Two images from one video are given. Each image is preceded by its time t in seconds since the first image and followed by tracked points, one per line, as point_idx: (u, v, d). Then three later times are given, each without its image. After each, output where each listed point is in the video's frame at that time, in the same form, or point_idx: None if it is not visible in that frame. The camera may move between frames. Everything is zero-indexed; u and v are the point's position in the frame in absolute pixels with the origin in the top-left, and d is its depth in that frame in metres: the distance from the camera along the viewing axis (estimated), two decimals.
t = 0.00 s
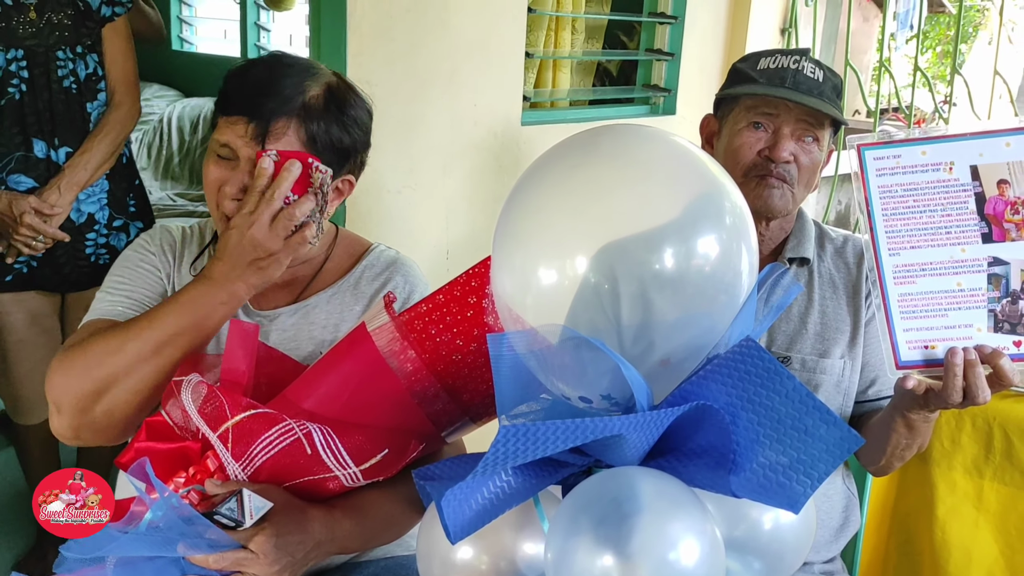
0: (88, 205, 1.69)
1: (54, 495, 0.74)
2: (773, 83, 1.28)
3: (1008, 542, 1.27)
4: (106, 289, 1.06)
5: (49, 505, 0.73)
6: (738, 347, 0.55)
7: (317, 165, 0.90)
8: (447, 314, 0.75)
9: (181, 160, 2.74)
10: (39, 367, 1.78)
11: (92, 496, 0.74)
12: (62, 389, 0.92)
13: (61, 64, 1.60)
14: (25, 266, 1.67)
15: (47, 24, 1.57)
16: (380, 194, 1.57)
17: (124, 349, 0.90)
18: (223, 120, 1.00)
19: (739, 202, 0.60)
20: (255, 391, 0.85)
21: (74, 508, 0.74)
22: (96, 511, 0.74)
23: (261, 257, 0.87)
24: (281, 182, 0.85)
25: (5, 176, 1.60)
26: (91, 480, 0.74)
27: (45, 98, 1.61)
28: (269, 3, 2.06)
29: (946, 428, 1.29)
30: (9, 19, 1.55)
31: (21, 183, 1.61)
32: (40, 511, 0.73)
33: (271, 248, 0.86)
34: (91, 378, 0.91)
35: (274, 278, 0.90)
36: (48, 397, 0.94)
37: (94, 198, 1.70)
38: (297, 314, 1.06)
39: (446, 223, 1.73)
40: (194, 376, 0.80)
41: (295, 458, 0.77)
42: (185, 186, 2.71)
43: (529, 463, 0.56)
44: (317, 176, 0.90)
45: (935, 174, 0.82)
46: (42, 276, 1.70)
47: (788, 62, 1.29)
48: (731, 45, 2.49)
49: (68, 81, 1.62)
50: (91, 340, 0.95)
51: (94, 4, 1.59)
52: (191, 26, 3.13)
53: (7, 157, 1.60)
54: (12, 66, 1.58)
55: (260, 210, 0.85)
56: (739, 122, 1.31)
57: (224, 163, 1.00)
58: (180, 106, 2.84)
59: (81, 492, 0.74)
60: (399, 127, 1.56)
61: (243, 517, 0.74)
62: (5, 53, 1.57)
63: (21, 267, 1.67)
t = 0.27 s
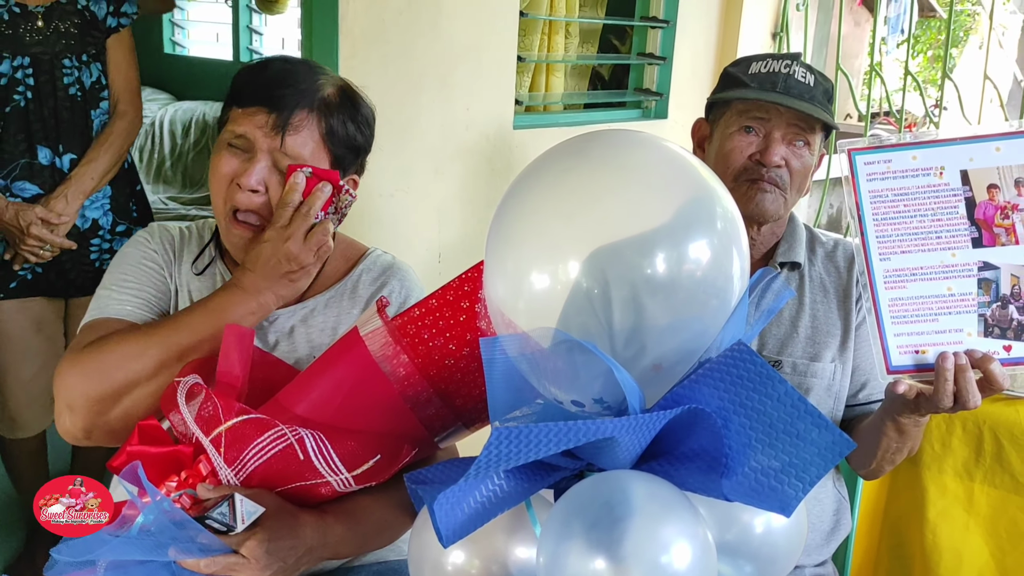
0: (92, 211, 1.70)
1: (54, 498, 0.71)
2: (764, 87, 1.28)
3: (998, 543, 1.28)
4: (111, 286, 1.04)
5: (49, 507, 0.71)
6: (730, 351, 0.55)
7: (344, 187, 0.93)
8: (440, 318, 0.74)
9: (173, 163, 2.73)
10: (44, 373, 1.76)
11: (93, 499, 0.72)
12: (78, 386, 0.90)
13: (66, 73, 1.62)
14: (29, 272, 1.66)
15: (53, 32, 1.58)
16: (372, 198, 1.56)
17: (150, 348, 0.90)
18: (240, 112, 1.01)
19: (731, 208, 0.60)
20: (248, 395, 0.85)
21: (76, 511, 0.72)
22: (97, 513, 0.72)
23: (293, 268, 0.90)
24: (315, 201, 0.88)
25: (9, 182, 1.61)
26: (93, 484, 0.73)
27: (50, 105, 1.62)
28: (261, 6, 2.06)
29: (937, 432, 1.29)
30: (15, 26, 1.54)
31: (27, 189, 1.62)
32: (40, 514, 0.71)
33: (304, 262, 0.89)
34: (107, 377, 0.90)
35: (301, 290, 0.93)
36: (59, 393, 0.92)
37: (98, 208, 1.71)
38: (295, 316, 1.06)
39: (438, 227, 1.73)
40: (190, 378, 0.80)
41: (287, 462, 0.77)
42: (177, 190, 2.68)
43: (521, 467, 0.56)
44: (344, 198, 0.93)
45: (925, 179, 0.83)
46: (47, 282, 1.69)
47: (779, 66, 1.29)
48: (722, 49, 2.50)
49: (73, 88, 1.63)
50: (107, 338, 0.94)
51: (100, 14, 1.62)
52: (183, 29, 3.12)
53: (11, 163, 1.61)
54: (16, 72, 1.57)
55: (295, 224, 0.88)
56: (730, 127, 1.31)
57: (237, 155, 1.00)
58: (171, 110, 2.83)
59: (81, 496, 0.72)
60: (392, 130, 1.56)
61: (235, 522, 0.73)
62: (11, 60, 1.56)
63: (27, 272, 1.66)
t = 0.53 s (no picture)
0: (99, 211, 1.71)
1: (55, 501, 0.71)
2: (759, 88, 1.29)
3: (991, 544, 1.29)
4: (112, 282, 1.04)
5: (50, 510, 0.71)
6: (724, 352, 0.55)
7: (358, 205, 0.96)
8: (437, 319, 0.74)
9: (167, 164, 2.72)
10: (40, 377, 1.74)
11: (92, 502, 0.72)
12: (81, 383, 0.90)
13: (74, 74, 1.61)
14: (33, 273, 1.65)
15: (62, 33, 1.58)
16: (367, 199, 1.56)
17: (156, 346, 0.90)
18: (252, 111, 1.01)
19: (727, 209, 0.60)
20: (246, 396, 0.85)
21: (78, 512, 0.71)
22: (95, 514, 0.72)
23: (303, 273, 0.94)
24: (328, 212, 0.92)
25: (16, 182, 1.59)
26: (93, 487, 0.72)
27: (58, 106, 1.61)
28: (256, 7, 2.06)
29: (931, 432, 1.29)
30: (24, 27, 1.55)
31: (35, 189, 1.61)
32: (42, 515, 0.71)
33: (315, 268, 0.94)
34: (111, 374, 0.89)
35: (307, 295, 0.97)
36: (61, 390, 0.91)
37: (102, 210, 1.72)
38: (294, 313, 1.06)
39: (434, 228, 1.73)
40: (190, 377, 0.80)
41: (284, 463, 0.77)
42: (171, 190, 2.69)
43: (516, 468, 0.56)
44: (357, 212, 0.96)
45: (918, 181, 0.84)
46: (51, 281, 1.68)
47: (774, 68, 1.29)
48: (717, 51, 2.50)
49: (80, 89, 1.63)
50: (109, 336, 0.93)
51: (105, 17, 1.63)
52: (177, 30, 3.11)
53: (18, 163, 1.59)
54: (24, 72, 1.57)
55: (309, 230, 0.92)
56: (726, 128, 1.31)
57: (249, 155, 1.00)
58: (166, 111, 2.83)
59: (81, 499, 0.71)
60: (387, 132, 1.56)
61: (232, 523, 0.74)
62: (19, 60, 1.56)
63: (30, 272, 1.64)
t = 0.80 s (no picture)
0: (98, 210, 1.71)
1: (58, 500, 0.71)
2: (762, 88, 1.28)
3: (989, 543, 1.29)
4: (108, 281, 1.04)
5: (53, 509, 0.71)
6: (723, 352, 0.55)
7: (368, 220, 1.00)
8: (436, 319, 0.74)
9: (167, 164, 2.72)
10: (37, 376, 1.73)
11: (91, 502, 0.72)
12: (73, 381, 0.91)
13: (74, 73, 1.62)
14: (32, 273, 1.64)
15: (62, 32, 1.59)
16: (366, 199, 1.56)
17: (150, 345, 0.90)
18: (251, 128, 1.00)
19: (726, 210, 0.60)
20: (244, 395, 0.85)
21: (77, 512, 0.71)
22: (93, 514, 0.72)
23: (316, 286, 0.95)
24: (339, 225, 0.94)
25: (16, 180, 1.59)
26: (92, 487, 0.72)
27: (59, 105, 1.62)
28: (255, 7, 2.06)
29: (929, 432, 1.29)
30: (25, 26, 1.55)
31: (34, 188, 1.61)
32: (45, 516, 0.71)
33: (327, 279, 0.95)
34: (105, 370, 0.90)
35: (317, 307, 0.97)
36: (53, 388, 0.92)
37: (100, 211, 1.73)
38: (294, 315, 1.06)
39: (433, 228, 1.73)
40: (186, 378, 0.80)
41: (284, 462, 0.77)
42: (170, 190, 2.69)
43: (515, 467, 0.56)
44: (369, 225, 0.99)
45: (918, 180, 0.84)
46: (51, 282, 1.68)
47: (776, 68, 1.29)
48: (716, 51, 2.50)
49: (79, 88, 1.64)
50: (101, 336, 0.94)
51: (102, 17, 1.63)
52: (177, 30, 3.11)
53: (18, 162, 1.59)
54: (24, 71, 1.57)
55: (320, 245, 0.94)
56: (727, 127, 1.31)
57: (258, 172, 1.00)
58: (165, 111, 2.83)
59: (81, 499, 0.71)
60: (386, 132, 1.56)
61: (232, 523, 0.74)
62: (19, 59, 1.56)
63: (28, 272, 1.64)
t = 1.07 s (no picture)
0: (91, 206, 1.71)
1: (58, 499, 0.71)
2: (768, 87, 1.28)
3: (990, 543, 1.29)
4: (106, 287, 1.04)
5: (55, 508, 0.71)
6: (723, 352, 0.55)
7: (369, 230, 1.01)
8: (437, 318, 0.75)
9: (168, 163, 2.72)
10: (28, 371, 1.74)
11: (88, 500, 0.71)
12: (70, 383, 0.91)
13: (64, 67, 1.62)
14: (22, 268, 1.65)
15: (50, 26, 1.58)
16: (367, 198, 1.56)
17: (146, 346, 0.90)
18: (252, 150, 1.00)
19: (726, 209, 0.60)
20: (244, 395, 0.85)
21: (77, 511, 0.71)
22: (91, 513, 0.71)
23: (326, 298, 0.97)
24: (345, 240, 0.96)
25: (7, 176, 1.59)
26: (91, 484, 0.72)
27: (51, 100, 1.62)
28: (256, 6, 2.06)
29: (930, 431, 1.29)
30: (12, 21, 1.55)
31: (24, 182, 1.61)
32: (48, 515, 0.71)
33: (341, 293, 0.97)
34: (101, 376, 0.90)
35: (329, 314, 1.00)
36: (53, 400, 0.92)
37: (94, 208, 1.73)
38: (295, 315, 1.06)
39: (433, 227, 1.73)
40: (185, 379, 0.80)
41: (285, 461, 0.77)
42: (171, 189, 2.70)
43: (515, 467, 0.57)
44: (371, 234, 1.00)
45: (920, 179, 0.84)
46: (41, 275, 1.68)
47: (782, 68, 1.30)
48: (717, 50, 2.50)
49: (70, 83, 1.63)
50: (98, 344, 0.94)
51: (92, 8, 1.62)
52: (178, 29, 3.11)
53: (9, 158, 1.59)
54: (14, 66, 1.57)
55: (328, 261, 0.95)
56: (732, 126, 1.31)
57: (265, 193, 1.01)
58: (166, 110, 2.83)
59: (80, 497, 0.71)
60: (387, 131, 1.56)
61: (233, 520, 0.74)
62: (8, 54, 1.56)
63: (19, 267, 1.65)
